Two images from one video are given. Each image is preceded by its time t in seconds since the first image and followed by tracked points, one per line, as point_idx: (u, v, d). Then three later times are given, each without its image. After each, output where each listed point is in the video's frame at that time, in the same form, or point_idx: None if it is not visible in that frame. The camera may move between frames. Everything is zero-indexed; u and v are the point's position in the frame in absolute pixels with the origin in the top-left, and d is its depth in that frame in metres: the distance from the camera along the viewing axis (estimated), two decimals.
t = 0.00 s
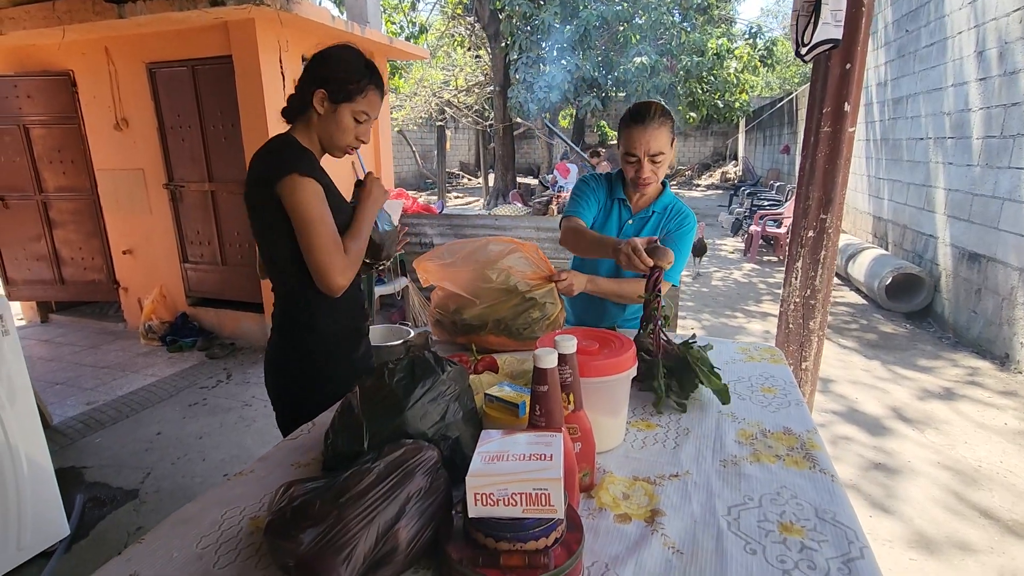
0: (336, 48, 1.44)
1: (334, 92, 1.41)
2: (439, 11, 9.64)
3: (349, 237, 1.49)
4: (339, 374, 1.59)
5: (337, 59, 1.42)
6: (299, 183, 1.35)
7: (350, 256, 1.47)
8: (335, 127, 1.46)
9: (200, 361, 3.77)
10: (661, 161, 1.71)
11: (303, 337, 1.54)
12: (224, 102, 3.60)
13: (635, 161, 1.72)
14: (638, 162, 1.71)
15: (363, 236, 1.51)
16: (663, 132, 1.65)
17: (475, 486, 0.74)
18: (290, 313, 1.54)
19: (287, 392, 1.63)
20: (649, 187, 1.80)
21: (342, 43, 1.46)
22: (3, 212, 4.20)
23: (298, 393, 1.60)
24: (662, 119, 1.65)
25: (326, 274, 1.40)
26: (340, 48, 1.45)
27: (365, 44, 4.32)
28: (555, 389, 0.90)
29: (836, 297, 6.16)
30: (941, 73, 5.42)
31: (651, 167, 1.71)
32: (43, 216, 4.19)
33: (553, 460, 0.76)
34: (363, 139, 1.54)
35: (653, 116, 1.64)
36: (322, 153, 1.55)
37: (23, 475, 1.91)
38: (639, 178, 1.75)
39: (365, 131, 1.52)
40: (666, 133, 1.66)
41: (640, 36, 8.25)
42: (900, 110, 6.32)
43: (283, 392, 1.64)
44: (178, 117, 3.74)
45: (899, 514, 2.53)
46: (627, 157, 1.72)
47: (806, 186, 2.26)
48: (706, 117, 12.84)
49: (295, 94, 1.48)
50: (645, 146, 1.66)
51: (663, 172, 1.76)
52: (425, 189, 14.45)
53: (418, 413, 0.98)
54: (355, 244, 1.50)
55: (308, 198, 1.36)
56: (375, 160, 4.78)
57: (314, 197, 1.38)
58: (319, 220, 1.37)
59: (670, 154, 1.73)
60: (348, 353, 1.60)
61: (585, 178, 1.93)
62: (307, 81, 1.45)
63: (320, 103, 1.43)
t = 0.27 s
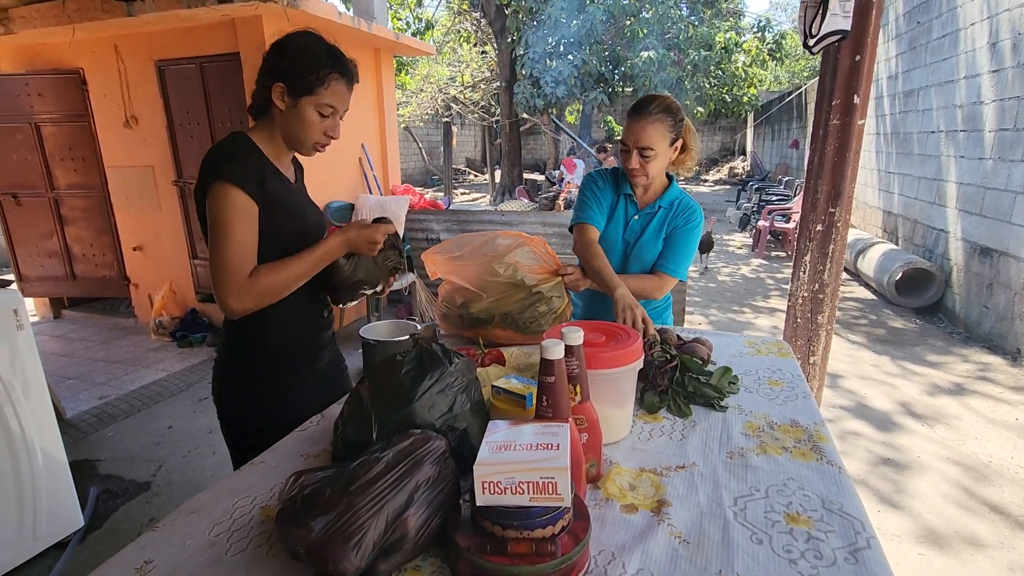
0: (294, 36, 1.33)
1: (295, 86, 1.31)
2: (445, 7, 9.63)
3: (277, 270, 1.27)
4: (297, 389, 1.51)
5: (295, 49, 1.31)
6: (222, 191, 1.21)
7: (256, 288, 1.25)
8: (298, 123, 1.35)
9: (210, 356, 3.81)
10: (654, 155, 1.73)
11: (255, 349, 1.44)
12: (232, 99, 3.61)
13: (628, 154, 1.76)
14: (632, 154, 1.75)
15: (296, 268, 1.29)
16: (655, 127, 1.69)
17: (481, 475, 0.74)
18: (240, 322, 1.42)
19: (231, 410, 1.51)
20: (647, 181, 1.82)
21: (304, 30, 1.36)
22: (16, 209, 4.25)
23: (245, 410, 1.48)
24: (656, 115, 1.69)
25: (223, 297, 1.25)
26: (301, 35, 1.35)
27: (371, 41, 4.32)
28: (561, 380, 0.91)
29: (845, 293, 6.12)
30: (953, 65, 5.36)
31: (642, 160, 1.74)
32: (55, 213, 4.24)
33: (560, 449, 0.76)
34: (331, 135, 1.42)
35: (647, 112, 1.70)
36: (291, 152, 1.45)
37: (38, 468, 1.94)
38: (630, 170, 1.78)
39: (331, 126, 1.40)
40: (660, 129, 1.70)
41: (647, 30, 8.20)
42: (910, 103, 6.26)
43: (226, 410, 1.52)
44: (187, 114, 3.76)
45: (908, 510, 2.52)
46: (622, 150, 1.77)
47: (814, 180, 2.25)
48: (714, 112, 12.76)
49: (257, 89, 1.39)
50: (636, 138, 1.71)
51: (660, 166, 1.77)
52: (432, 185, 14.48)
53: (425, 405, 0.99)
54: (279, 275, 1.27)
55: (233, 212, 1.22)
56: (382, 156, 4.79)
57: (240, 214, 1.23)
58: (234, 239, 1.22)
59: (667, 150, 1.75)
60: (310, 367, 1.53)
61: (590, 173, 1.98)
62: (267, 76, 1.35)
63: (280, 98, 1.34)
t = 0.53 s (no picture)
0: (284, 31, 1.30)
1: (289, 83, 1.28)
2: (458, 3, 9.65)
3: (272, 293, 1.20)
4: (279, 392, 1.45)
5: (286, 44, 1.28)
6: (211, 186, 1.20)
7: (241, 297, 1.18)
8: (297, 122, 1.32)
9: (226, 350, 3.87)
10: (644, 149, 1.73)
11: (236, 349, 1.39)
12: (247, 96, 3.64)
13: (620, 149, 1.77)
14: (622, 149, 1.75)
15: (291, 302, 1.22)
16: (644, 121, 1.69)
17: (491, 466, 0.76)
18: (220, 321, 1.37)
19: (212, 418, 1.45)
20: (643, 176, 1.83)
21: (286, 24, 1.33)
22: (39, 207, 4.35)
23: (227, 415, 1.43)
24: (646, 110, 1.71)
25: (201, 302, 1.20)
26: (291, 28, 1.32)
27: (384, 38, 4.33)
28: (570, 374, 0.92)
29: (861, 289, 6.05)
30: (975, 57, 5.25)
31: (631, 154, 1.74)
32: (76, 211, 4.33)
33: (569, 442, 0.78)
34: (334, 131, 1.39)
35: (636, 108, 1.71)
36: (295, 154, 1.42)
37: (60, 459, 2.00)
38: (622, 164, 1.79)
39: (332, 120, 1.36)
40: (650, 123, 1.70)
41: (661, 24, 8.15)
42: (930, 96, 6.15)
43: (207, 418, 1.46)
44: (203, 112, 3.80)
45: (924, 509, 2.49)
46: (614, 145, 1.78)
47: (829, 175, 2.22)
48: (728, 107, 12.66)
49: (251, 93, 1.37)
50: (626, 133, 1.72)
51: (652, 161, 1.76)
52: (445, 182, 14.54)
53: (436, 398, 1.00)
54: (269, 297, 1.19)
55: (221, 209, 1.21)
56: (395, 153, 4.82)
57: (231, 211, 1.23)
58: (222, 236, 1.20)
59: (660, 144, 1.75)
60: (294, 370, 1.47)
61: (589, 172, 2.00)
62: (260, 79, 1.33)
63: (276, 98, 1.31)
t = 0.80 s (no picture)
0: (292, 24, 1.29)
1: (301, 75, 1.28)
2: None
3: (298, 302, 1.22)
4: (294, 394, 1.48)
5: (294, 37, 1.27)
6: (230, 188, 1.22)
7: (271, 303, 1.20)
8: (311, 112, 1.33)
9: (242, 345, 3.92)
10: (632, 141, 1.71)
11: (252, 353, 1.42)
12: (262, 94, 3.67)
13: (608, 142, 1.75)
14: (610, 142, 1.74)
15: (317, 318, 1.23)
16: (629, 115, 1.67)
17: (493, 463, 0.75)
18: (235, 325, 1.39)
19: (231, 417, 1.47)
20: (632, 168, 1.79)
21: (288, 17, 1.33)
22: (63, 203, 4.46)
23: (245, 416, 1.45)
24: (630, 103, 1.68)
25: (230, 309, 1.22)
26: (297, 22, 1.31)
27: (398, 34, 4.34)
28: (574, 371, 0.91)
29: (882, 287, 5.93)
30: (1004, 48, 5.09)
31: (619, 147, 1.72)
32: (97, 207, 4.42)
33: (572, 440, 0.77)
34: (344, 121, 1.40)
35: (620, 101, 1.69)
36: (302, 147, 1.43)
37: (80, 450, 2.05)
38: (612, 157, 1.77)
39: (343, 110, 1.38)
40: (635, 115, 1.67)
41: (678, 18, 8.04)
42: (956, 89, 5.99)
43: (226, 419, 1.49)
44: (220, 110, 3.85)
45: (944, 512, 2.43)
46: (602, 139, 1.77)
47: (848, 170, 2.18)
48: (746, 102, 12.48)
49: (251, 86, 1.35)
50: (611, 127, 1.70)
51: (640, 152, 1.73)
52: (460, 179, 14.55)
53: (442, 393, 1.00)
54: (295, 305, 1.21)
55: (235, 210, 1.22)
56: (408, 150, 4.83)
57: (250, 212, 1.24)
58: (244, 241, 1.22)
59: (648, 136, 1.72)
60: (308, 371, 1.50)
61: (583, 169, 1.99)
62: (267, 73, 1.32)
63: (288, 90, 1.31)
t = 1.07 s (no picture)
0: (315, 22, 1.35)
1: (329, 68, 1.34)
2: None
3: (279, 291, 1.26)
4: (319, 388, 1.52)
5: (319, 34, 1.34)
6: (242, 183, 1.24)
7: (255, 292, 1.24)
8: (337, 104, 1.39)
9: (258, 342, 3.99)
10: (614, 136, 1.70)
11: (281, 345, 1.47)
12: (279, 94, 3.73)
13: (591, 140, 1.75)
14: (592, 140, 1.74)
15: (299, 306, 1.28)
16: (609, 110, 1.67)
17: (476, 463, 0.74)
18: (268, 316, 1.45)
19: (266, 404, 1.54)
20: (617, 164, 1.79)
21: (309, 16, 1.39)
22: (89, 203, 4.59)
23: (279, 403, 1.52)
24: (608, 98, 1.69)
25: (213, 291, 1.25)
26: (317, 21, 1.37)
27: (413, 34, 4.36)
28: (564, 371, 0.90)
29: (908, 287, 5.76)
30: None
31: (602, 144, 1.72)
32: (122, 207, 4.54)
33: (556, 440, 0.75)
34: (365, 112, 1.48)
35: (598, 98, 1.70)
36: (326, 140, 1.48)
37: (98, 443, 2.11)
38: (596, 154, 1.77)
39: (365, 100, 1.45)
40: (614, 110, 1.68)
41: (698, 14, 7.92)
42: (988, 83, 5.79)
43: (262, 407, 1.55)
44: (238, 111, 3.92)
45: (966, 520, 2.35)
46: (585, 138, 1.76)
47: (865, 168, 2.11)
48: (769, 98, 12.24)
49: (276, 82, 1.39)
50: (593, 124, 1.70)
51: (624, 147, 1.74)
52: (479, 178, 14.58)
53: (435, 390, 1.00)
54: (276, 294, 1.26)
55: (247, 205, 1.24)
56: (423, 149, 4.85)
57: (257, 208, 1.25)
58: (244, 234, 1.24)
59: (629, 130, 1.72)
60: (333, 367, 1.53)
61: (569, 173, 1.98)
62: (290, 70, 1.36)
63: (317, 84, 1.36)
